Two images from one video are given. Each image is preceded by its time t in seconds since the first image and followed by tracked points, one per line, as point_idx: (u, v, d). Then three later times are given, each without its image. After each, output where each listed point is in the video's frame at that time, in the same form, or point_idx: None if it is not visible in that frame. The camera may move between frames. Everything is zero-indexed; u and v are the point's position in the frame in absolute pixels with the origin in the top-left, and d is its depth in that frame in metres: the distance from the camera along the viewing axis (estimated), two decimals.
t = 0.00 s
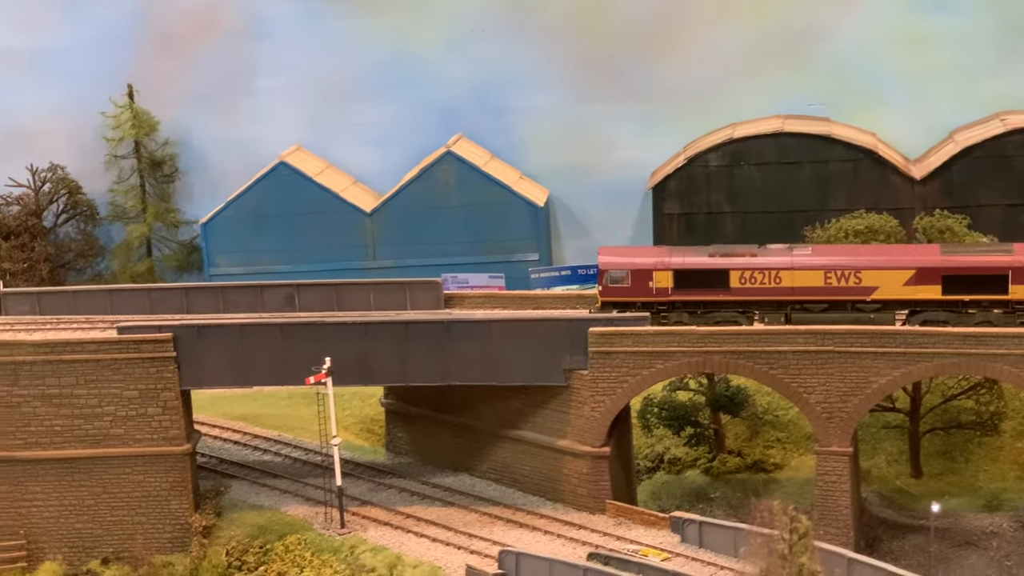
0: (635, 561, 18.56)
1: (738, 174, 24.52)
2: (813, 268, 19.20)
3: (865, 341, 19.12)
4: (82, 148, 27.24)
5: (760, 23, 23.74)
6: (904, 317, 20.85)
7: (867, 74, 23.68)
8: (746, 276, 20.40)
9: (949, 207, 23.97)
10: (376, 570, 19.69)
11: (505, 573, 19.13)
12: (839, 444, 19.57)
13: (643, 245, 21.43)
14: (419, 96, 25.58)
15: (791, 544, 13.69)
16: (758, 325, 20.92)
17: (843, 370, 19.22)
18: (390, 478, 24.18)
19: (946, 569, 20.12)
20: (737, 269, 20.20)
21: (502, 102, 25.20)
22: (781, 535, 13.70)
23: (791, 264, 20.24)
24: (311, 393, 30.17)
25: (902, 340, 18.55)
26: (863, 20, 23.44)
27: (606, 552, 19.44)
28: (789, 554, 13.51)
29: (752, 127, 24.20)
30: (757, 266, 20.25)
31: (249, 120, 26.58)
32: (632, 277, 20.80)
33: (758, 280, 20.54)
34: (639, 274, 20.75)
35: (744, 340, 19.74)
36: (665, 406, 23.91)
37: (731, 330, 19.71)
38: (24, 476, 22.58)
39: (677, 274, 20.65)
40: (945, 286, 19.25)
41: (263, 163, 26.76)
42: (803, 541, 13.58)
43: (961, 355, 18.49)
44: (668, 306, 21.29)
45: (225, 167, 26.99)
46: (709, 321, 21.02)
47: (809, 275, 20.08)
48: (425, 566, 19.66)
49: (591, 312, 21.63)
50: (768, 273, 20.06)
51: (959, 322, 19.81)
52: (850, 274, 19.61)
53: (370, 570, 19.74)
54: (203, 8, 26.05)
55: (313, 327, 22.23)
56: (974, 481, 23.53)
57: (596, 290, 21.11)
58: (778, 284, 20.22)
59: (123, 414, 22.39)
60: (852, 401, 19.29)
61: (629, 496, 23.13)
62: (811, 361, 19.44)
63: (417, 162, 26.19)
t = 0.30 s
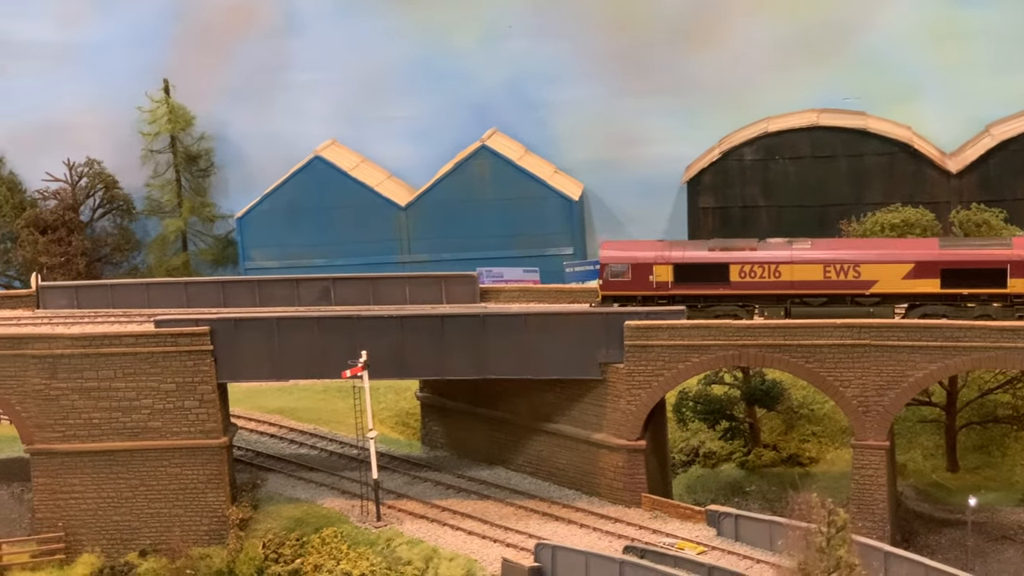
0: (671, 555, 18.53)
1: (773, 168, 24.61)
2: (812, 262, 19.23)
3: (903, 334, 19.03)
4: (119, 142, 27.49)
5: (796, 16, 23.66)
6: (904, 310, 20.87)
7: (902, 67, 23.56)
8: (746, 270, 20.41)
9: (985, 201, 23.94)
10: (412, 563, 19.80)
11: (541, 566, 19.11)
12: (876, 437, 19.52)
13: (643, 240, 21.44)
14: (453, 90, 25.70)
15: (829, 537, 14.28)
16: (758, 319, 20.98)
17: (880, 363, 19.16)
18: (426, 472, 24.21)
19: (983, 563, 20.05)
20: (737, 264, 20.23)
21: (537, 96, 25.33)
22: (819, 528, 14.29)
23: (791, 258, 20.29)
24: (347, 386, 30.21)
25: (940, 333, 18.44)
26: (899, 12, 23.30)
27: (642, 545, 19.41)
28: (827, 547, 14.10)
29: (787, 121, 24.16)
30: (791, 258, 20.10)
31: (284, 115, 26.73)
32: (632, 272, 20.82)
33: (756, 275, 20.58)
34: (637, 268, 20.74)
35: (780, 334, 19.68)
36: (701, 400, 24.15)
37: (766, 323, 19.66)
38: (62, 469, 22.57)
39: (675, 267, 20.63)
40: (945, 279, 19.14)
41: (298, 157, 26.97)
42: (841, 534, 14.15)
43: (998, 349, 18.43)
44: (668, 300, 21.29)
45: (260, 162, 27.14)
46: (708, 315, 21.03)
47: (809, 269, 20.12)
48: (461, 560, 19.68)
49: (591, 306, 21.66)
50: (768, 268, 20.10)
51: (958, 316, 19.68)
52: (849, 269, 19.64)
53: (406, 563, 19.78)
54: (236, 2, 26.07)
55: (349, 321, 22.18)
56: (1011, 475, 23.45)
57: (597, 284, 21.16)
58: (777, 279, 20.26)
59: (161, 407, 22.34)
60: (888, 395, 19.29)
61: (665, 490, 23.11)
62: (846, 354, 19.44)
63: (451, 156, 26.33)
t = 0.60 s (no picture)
0: (700, 557, 18.51)
1: (802, 170, 24.75)
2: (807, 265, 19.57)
3: (933, 337, 18.98)
4: (150, 143, 27.76)
5: (825, 17, 23.73)
6: (898, 312, 21.23)
7: (931, 69, 23.51)
8: (740, 273, 20.74)
9: (1015, 202, 23.78)
10: (442, 564, 19.82)
11: (571, 567, 19.18)
12: (905, 440, 19.48)
13: (640, 243, 21.74)
14: (482, 91, 25.86)
15: (859, 541, 14.37)
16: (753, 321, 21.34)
17: (909, 366, 19.12)
18: (455, 473, 24.30)
19: (1013, 567, 19.98)
20: (733, 267, 20.57)
21: (566, 98, 25.48)
22: (850, 532, 14.40)
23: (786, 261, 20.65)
24: (377, 387, 30.33)
25: (971, 336, 18.36)
26: (927, 14, 23.28)
27: (671, 547, 19.39)
28: (857, 550, 14.21)
29: (817, 122, 24.29)
30: (819, 262, 20.24)
31: (314, 116, 26.92)
32: (628, 275, 21.14)
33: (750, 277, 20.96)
34: (634, 270, 21.06)
35: (809, 336, 19.67)
36: (730, 402, 24.17)
37: (795, 325, 19.66)
38: (94, 469, 22.63)
39: (671, 270, 20.96)
40: (937, 282, 19.48)
41: (327, 159, 27.14)
42: (871, 539, 14.24)
43: None
44: (663, 302, 21.64)
45: (289, 163, 27.29)
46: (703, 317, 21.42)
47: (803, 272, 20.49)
48: (490, 561, 19.73)
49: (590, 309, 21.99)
50: (762, 270, 20.45)
51: (952, 318, 20.05)
52: (842, 272, 19.99)
53: (436, 564, 19.82)
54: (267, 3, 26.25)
55: (379, 322, 22.18)
56: None
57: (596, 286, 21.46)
58: (772, 281, 20.61)
59: (192, 408, 22.38)
60: (919, 398, 19.23)
61: (694, 492, 23.12)
62: (875, 358, 19.41)
63: (480, 158, 26.51)
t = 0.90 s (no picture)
0: (729, 562, 18.50)
1: (828, 175, 24.80)
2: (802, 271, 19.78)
3: (962, 343, 18.90)
4: (178, 148, 27.97)
5: (855, 20, 23.73)
6: (892, 317, 21.45)
7: (958, 74, 23.50)
8: (735, 279, 20.98)
9: None
10: (470, 568, 19.87)
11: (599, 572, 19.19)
12: (934, 446, 19.43)
13: (636, 248, 22.00)
14: (510, 96, 25.99)
15: (891, 547, 15.08)
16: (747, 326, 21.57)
17: (938, 372, 19.05)
18: (482, 477, 24.35)
19: None
20: (727, 272, 20.82)
21: (593, 103, 25.62)
22: (882, 538, 15.10)
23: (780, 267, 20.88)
24: (405, 392, 30.40)
25: (1000, 342, 18.31)
26: (954, 20, 23.30)
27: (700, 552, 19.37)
28: (889, 557, 14.93)
29: (844, 128, 24.32)
30: (844, 268, 20.25)
31: (341, 121, 27.11)
32: (624, 280, 21.38)
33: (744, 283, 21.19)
34: (629, 276, 21.33)
35: (838, 341, 19.60)
36: (757, 407, 24.09)
37: (824, 331, 19.57)
38: (125, 472, 22.64)
39: (665, 276, 21.22)
40: (930, 288, 19.69)
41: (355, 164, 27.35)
42: (902, 544, 14.89)
43: None
44: (658, 307, 21.89)
45: (314, 166, 27.53)
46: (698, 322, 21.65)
47: (796, 278, 20.71)
48: (519, 566, 19.76)
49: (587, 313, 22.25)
50: (757, 276, 20.68)
51: (945, 323, 20.27)
52: (836, 277, 20.21)
53: (465, 568, 19.85)
54: (297, 8, 26.53)
55: (408, 327, 22.01)
56: None
57: (592, 292, 21.67)
58: (766, 287, 20.85)
59: (221, 412, 22.33)
60: (946, 404, 19.10)
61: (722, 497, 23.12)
62: (904, 363, 19.33)
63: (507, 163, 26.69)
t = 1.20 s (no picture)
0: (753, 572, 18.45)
1: (850, 184, 24.86)
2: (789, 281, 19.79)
3: (985, 353, 18.82)
4: (200, 156, 28.16)
5: (878, 28, 23.72)
6: (880, 326, 21.41)
7: (980, 81, 23.50)
8: (722, 288, 21.01)
9: None
10: None
11: None
12: (958, 455, 19.34)
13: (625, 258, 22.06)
14: (534, 104, 26.26)
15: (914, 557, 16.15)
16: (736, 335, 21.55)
17: (961, 382, 18.99)
18: (504, 486, 24.36)
19: None
20: (714, 282, 20.81)
21: (614, 111, 25.86)
22: (905, 548, 16.15)
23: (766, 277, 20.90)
24: (427, 400, 30.40)
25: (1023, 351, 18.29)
26: (978, 27, 23.20)
27: (722, 562, 19.31)
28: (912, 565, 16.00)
29: (866, 137, 24.32)
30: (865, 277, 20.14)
31: (363, 129, 27.30)
32: (612, 290, 21.40)
33: (732, 292, 21.21)
34: (616, 286, 21.39)
35: (861, 350, 19.53)
36: (779, 416, 24.33)
37: (847, 339, 19.52)
38: (148, 480, 22.62)
39: (653, 285, 21.26)
40: (916, 298, 19.68)
41: (377, 172, 27.52)
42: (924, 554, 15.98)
43: None
44: (646, 316, 21.90)
45: (337, 175, 27.72)
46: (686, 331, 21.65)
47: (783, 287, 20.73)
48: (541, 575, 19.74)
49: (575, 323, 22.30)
50: (744, 286, 20.69)
51: (932, 332, 20.21)
52: (823, 287, 20.19)
53: None
54: (319, 16, 26.62)
55: (430, 336, 21.88)
56: None
57: (580, 301, 21.69)
58: (754, 296, 20.88)
59: (244, 420, 22.25)
60: (970, 413, 19.06)
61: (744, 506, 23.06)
62: (927, 373, 19.26)
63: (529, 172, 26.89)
